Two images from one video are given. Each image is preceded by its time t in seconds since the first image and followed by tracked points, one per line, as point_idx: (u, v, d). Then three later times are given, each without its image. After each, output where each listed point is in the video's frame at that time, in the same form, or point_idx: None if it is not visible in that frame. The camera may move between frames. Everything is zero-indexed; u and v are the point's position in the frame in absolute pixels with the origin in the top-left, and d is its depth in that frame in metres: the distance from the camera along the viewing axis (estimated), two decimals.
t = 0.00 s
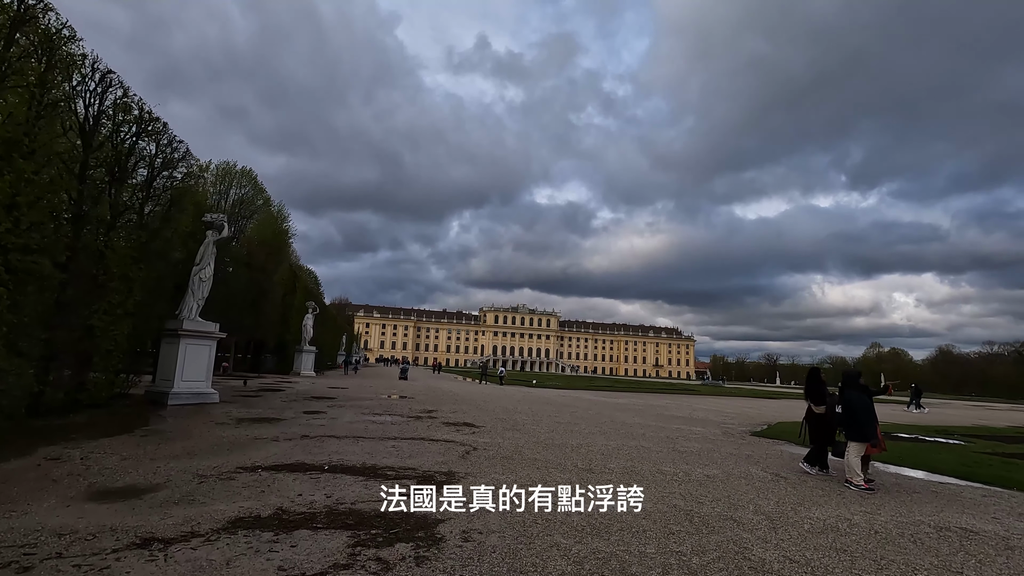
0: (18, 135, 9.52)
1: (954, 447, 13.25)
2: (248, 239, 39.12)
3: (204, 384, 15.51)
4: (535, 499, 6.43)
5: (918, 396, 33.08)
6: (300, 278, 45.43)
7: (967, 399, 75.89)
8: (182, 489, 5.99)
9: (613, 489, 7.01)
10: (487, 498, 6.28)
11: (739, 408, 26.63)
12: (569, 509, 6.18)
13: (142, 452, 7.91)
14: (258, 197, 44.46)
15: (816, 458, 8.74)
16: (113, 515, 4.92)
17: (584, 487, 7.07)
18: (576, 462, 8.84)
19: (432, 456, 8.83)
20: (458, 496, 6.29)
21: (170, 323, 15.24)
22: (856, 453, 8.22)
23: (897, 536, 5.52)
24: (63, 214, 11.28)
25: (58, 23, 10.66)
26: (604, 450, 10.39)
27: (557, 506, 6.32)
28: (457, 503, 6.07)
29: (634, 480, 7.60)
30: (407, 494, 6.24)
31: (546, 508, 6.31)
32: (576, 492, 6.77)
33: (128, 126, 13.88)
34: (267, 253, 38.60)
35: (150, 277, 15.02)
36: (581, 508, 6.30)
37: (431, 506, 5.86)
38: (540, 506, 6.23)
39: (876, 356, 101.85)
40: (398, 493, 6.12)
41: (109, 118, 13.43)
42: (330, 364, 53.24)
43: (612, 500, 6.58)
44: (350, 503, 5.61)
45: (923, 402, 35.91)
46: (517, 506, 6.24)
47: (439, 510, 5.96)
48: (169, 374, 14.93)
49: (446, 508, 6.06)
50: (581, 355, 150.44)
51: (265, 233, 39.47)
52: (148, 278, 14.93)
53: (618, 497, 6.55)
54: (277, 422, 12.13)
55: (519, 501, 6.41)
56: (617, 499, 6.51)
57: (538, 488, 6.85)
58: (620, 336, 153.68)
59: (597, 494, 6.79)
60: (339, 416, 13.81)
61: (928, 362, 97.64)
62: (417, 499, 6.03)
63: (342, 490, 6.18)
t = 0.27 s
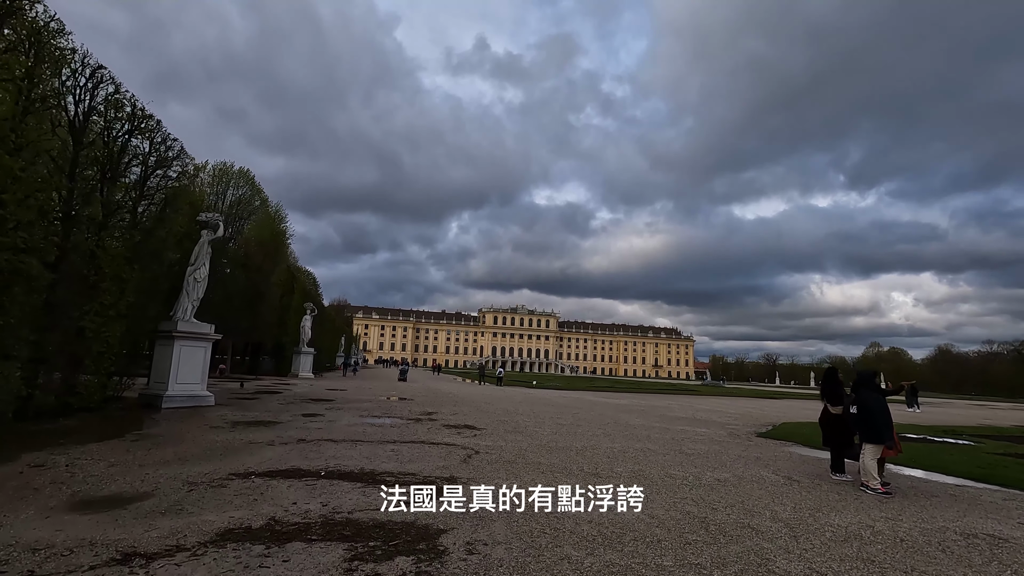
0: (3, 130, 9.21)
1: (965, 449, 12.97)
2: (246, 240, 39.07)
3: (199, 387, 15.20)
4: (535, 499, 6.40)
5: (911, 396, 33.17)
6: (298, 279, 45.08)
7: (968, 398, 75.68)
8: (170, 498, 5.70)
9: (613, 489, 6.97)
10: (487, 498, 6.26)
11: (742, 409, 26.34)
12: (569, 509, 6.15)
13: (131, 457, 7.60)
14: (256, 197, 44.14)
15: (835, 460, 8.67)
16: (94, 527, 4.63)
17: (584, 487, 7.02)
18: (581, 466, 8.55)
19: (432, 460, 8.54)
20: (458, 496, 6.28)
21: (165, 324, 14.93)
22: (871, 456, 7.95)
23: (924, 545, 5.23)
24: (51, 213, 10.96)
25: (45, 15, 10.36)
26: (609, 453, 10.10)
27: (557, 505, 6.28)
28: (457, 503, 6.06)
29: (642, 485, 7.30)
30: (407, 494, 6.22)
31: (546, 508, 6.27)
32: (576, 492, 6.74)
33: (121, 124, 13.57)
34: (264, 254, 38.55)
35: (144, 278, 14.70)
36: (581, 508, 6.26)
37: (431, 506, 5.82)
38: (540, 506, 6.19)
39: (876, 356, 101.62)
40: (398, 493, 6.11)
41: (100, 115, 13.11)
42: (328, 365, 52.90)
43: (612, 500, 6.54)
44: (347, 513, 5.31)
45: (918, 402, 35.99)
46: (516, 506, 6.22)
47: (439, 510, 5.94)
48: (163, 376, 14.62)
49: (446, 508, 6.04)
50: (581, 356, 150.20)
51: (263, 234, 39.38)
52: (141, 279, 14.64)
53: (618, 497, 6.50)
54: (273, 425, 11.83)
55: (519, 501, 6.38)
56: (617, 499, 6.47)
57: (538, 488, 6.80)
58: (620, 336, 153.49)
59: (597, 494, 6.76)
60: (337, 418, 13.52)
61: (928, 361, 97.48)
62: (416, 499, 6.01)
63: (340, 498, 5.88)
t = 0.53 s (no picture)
0: None
1: (979, 454, 12.65)
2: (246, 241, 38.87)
3: (196, 390, 14.91)
4: (534, 499, 6.63)
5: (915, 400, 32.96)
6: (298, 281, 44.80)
7: (971, 400, 75.18)
8: (158, 510, 5.42)
9: (613, 489, 7.23)
10: (486, 498, 6.47)
11: (747, 412, 25.99)
12: (569, 509, 6.37)
13: (122, 465, 7.33)
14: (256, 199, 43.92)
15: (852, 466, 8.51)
16: (74, 545, 4.34)
17: (584, 487, 7.27)
18: (588, 474, 8.24)
19: (434, 467, 8.25)
20: (458, 496, 6.53)
21: (161, 327, 14.66)
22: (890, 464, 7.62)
23: (953, 560, 4.94)
24: (42, 212, 10.71)
25: (37, 9, 10.15)
26: (616, 459, 9.80)
27: (556, 505, 6.51)
28: (457, 502, 6.28)
29: (652, 494, 7.01)
30: (407, 494, 6.42)
31: (545, 507, 6.50)
32: (576, 492, 6.97)
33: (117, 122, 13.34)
34: (264, 255, 38.37)
35: (141, 279, 14.45)
36: (580, 507, 6.49)
37: (431, 506, 5.97)
38: (540, 506, 6.41)
39: (879, 357, 101.12)
40: (399, 493, 6.28)
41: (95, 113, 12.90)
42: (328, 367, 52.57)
43: (611, 499, 6.77)
44: (344, 526, 5.02)
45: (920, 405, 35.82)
46: (516, 505, 6.44)
47: (439, 509, 6.12)
48: (159, 380, 14.34)
49: (446, 507, 6.24)
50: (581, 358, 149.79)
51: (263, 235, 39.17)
52: (138, 280, 14.38)
53: (618, 497, 6.73)
54: (271, 429, 11.56)
55: (519, 501, 6.60)
56: (617, 499, 6.70)
57: (538, 488, 7.04)
58: (621, 338, 153.11)
59: (597, 494, 6.99)
60: (337, 422, 13.24)
61: (931, 363, 97.02)
62: (417, 499, 6.15)
63: (337, 510, 5.60)
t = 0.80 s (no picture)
0: None
1: (988, 457, 12.39)
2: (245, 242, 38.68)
3: (191, 393, 14.65)
4: (534, 499, 6.63)
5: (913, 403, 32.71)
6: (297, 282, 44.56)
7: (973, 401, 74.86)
8: (141, 518, 5.15)
9: (613, 489, 7.22)
10: (486, 498, 6.46)
11: (749, 414, 25.73)
12: (569, 509, 6.37)
13: (108, 470, 7.05)
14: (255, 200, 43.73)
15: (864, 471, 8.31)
16: (47, 557, 4.08)
17: (584, 488, 7.26)
18: (590, 478, 7.98)
19: (433, 472, 7.98)
20: (458, 496, 6.53)
21: (156, 328, 14.41)
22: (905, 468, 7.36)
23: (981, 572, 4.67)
24: (30, 209, 10.46)
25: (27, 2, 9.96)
26: (620, 463, 9.53)
27: (556, 505, 6.49)
28: (457, 503, 6.29)
29: (659, 500, 6.74)
30: (408, 494, 6.42)
31: (545, 507, 6.49)
32: (576, 493, 6.97)
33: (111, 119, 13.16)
34: (263, 256, 38.25)
35: (135, 280, 14.21)
36: (580, 508, 6.48)
37: (431, 506, 6.02)
38: (540, 506, 6.41)
39: (880, 359, 100.84)
40: (398, 493, 6.29)
41: (88, 110, 12.71)
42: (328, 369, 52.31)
43: (612, 500, 6.77)
44: (336, 536, 4.75)
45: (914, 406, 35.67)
46: (516, 506, 6.41)
47: (439, 510, 6.13)
48: (153, 382, 14.08)
49: (446, 508, 6.25)
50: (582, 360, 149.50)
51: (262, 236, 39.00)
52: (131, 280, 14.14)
53: (618, 497, 6.73)
54: (266, 432, 11.30)
55: (519, 501, 6.59)
56: (618, 499, 6.69)
57: (538, 488, 7.04)
58: (621, 339, 152.84)
59: (598, 494, 6.99)
60: (334, 425, 12.98)
61: (932, 364, 96.77)
62: (417, 499, 6.20)
63: (329, 519, 5.33)
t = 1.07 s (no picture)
0: None
1: (1003, 459, 12.03)
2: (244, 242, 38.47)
3: (186, 393, 14.35)
4: (534, 499, 6.44)
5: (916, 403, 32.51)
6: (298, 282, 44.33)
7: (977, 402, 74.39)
8: (118, 527, 4.83)
9: (613, 489, 7.04)
10: (486, 498, 6.30)
11: (753, 414, 25.39)
12: (570, 509, 6.19)
13: (90, 473, 6.74)
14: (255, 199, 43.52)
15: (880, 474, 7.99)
16: (9, 570, 3.77)
17: (584, 487, 7.08)
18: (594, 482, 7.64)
19: (431, 475, 7.66)
20: (458, 496, 6.38)
21: (149, 327, 14.12)
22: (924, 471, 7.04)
23: None
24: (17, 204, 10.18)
25: None
26: (625, 466, 9.19)
27: (557, 505, 6.32)
28: (457, 503, 6.15)
29: (668, 505, 6.41)
30: (408, 494, 6.35)
31: (546, 508, 6.31)
32: (576, 492, 6.79)
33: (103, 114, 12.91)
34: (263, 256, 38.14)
35: (129, 278, 13.94)
36: (581, 508, 6.29)
37: (431, 506, 5.92)
38: (540, 506, 6.22)
39: (883, 359, 100.38)
40: (398, 493, 6.22)
41: (79, 105, 12.46)
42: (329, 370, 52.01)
43: (612, 500, 6.59)
44: (323, 546, 4.43)
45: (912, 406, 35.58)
46: (516, 506, 6.23)
47: (439, 510, 6.03)
48: (147, 382, 13.78)
49: (446, 508, 6.13)
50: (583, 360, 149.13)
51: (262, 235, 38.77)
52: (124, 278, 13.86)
53: (618, 497, 6.54)
54: (261, 434, 10.99)
55: (519, 501, 6.42)
56: (618, 499, 6.52)
57: (538, 488, 6.87)
58: (623, 340, 152.43)
59: (597, 494, 6.82)
60: (331, 426, 12.66)
61: (935, 364, 96.29)
62: (417, 499, 6.10)
63: (318, 527, 5.01)
